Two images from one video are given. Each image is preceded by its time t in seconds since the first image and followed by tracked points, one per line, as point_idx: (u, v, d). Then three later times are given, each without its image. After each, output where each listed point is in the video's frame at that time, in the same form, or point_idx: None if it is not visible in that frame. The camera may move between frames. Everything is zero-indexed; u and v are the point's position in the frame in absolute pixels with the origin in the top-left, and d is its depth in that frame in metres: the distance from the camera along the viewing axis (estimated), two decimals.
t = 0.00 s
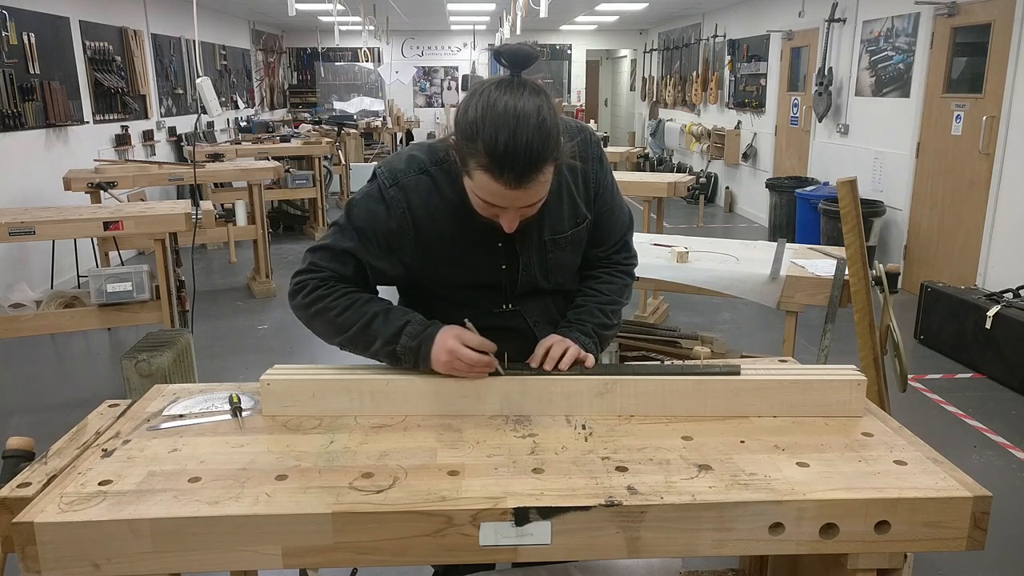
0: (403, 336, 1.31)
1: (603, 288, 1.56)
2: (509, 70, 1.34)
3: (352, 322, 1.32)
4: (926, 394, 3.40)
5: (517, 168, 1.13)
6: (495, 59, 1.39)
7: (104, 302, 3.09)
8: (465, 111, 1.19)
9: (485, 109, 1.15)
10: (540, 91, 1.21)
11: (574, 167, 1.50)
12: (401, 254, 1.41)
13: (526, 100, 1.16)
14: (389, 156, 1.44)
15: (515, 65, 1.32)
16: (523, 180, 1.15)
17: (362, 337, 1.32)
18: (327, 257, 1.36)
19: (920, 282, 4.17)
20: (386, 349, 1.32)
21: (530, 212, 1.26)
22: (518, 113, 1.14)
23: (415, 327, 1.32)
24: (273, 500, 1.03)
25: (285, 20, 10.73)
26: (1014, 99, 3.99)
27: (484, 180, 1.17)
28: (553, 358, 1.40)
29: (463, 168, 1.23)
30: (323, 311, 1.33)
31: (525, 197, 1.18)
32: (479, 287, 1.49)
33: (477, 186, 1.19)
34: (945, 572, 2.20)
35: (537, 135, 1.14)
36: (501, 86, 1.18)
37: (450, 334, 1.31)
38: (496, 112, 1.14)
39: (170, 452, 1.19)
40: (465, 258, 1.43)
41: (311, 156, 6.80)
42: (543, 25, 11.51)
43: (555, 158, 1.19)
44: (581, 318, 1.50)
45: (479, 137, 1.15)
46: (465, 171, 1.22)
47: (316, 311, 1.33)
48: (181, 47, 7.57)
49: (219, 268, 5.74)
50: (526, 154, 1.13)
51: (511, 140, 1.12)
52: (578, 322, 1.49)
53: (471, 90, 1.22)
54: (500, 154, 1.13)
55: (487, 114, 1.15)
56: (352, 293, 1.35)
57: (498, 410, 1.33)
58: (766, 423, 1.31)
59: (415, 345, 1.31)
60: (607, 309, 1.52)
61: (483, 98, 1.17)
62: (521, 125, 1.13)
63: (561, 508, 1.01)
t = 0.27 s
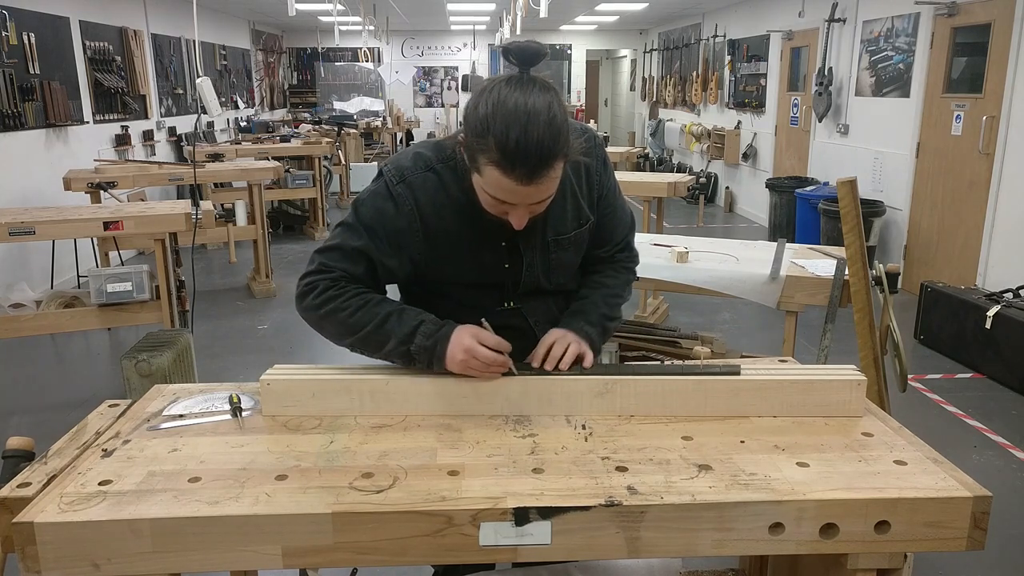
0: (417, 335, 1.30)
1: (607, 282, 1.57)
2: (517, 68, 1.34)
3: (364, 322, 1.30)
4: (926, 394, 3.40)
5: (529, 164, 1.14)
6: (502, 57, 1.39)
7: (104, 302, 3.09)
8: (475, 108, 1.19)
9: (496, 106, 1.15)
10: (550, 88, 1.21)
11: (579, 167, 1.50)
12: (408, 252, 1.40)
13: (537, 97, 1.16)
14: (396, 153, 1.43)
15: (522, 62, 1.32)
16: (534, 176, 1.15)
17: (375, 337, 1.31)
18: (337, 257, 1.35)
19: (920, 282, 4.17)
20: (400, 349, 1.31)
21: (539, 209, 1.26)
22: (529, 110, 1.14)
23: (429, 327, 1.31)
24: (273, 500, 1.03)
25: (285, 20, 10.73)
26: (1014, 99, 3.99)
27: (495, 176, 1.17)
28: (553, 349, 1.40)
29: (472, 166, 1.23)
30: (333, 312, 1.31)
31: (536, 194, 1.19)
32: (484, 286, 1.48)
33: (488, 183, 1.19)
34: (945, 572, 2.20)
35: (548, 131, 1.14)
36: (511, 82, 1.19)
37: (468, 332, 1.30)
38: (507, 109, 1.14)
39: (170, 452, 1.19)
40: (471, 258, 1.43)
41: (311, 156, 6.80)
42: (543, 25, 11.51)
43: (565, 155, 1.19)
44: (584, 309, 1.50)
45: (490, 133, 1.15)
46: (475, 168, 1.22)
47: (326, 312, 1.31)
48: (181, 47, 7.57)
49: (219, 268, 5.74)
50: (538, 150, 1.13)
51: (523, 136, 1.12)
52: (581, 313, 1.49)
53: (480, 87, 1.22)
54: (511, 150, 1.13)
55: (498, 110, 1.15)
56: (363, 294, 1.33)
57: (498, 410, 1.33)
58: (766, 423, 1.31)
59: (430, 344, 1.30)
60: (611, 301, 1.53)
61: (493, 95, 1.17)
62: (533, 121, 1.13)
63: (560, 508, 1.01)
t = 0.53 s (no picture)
0: (422, 336, 1.29)
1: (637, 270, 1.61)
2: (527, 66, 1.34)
3: (369, 322, 1.29)
4: (926, 394, 3.40)
5: (541, 162, 1.14)
6: (511, 56, 1.39)
7: (104, 302, 3.09)
8: (486, 106, 1.19)
9: (508, 103, 1.15)
10: (561, 85, 1.21)
11: (585, 167, 1.51)
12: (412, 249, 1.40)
13: (549, 96, 1.16)
14: (402, 151, 1.44)
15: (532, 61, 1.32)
16: (547, 174, 1.15)
17: (380, 337, 1.30)
18: (342, 255, 1.34)
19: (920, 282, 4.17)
20: (404, 349, 1.30)
21: (550, 207, 1.26)
22: (541, 108, 1.14)
23: (434, 328, 1.30)
24: (273, 500, 1.03)
25: (285, 20, 10.73)
26: (1015, 99, 3.99)
27: (507, 174, 1.17)
28: (632, 339, 1.42)
29: (482, 164, 1.23)
30: (338, 311, 1.30)
31: (548, 191, 1.19)
32: (488, 286, 1.48)
33: (499, 181, 1.19)
34: (945, 572, 2.20)
35: (561, 129, 1.14)
36: (521, 80, 1.18)
37: (473, 333, 1.30)
38: (519, 107, 1.14)
39: (170, 452, 1.19)
40: (476, 257, 1.43)
41: (311, 156, 6.81)
42: (543, 25, 11.50)
43: (576, 153, 1.20)
44: (637, 303, 1.53)
45: (503, 131, 1.14)
46: (486, 166, 1.22)
47: (330, 311, 1.30)
48: (181, 47, 7.57)
49: (219, 269, 5.74)
50: (551, 149, 1.13)
51: (536, 133, 1.12)
52: (636, 307, 1.52)
53: (490, 85, 1.22)
54: (524, 147, 1.13)
55: (510, 108, 1.15)
56: (367, 292, 1.33)
57: (499, 410, 1.33)
58: (766, 423, 1.31)
59: (435, 345, 1.29)
60: (650, 290, 1.57)
61: (505, 93, 1.17)
62: (545, 119, 1.13)
63: (561, 508, 1.01)
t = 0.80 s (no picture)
0: (455, 338, 1.27)
1: (643, 284, 1.61)
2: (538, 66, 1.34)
3: (398, 328, 1.28)
4: (926, 394, 3.40)
5: (557, 160, 1.14)
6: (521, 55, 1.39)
7: (104, 301, 3.09)
8: (499, 104, 1.19)
9: (522, 102, 1.15)
10: (574, 84, 1.21)
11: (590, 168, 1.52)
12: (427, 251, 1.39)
13: (563, 93, 1.16)
14: (412, 153, 1.44)
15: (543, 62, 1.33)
16: (562, 172, 1.15)
17: (410, 342, 1.28)
18: (365, 263, 1.33)
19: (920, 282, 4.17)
20: (437, 353, 1.28)
21: (562, 205, 1.26)
22: (555, 106, 1.14)
23: (466, 329, 1.28)
24: (273, 500, 1.03)
25: (285, 20, 10.73)
26: (1014, 99, 3.99)
27: (521, 172, 1.16)
28: (652, 345, 1.46)
29: (494, 162, 1.23)
30: (366, 319, 1.28)
31: (561, 190, 1.19)
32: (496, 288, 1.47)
33: (513, 179, 1.19)
34: (945, 572, 2.20)
35: (575, 126, 1.14)
36: (535, 79, 1.18)
37: (508, 332, 1.29)
38: (533, 105, 1.14)
39: (170, 452, 1.19)
40: (485, 256, 1.42)
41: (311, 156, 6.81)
42: (543, 25, 11.50)
43: (590, 151, 1.20)
44: (650, 319, 1.55)
45: (517, 129, 1.14)
46: (498, 164, 1.21)
47: (358, 321, 1.28)
48: (181, 47, 7.57)
49: (219, 268, 5.74)
50: (565, 146, 1.13)
51: (551, 132, 1.13)
52: (650, 324, 1.55)
53: (503, 84, 1.22)
54: (540, 146, 1.13)
55: (525, 107, 1.15)
56: (395, 299, 1.31)
57: (499, 410, 1.33)
58: (766, 423, 1.31)
59: (468, 347, 1.28)
60: (658, 305, 1.59)
61: (519, 92, 1.17)
62: (560, 116, 1.13)
63: (560, 508, 1.01)
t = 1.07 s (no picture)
0: (440, 333, 1.26)
1: (644, 292, 1.60)
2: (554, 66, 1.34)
3: (383, 315, 1.26)
4: (926, 393, 3.40)
5: (575, 161, 1.14)
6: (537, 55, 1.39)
7: (104, 301, 3.09)
8: (517, 104, 1.18)
9: (542, 102, 1.15)
10: (592, 86, 1.21)
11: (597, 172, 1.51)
12: (429, 243, 1.40)
13: (582, 94, 1.16)
14: (418, 147, 1.45)
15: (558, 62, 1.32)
16: (580, 173, 1.15)
17: (396, 331, 1.26)
18: (358, 246, 1.32)
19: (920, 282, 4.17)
20: (420, 345, 1.26)
21: (576, 206, 1.26)
22: (576, 108, 1.14)
23: (453, 324, 1.27)
24: (273, 500, 1.03)
25: (285, 20, 10.73)
26: (1015, 100, 3.99)
27: (539, 173, 1.16)
28: (651, 347, 1.47)
29: (509, 162, 1.22)
30: (352, 303, 1.27)
31: (578, 191, 1.19)
32: (501, 287, 1.47)
33: (529, 179, 1.19)
34: (945, 572, 2.20)
35: (595, 128, 1.14)
36: (554, 79, 1.18)
37: (498, 330, 1.28)
38: (554, 105, 1.14)
39: (170, 452, 1.19)
40: (487, 253, 1.42)
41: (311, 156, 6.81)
42: (543, 25, 11.50)
43: (606, 153, 1.20)
44: (649, 328, 1.55)
45: (537, 129, 1.14)
46: (513, 164, 1.21)
47: (344, 304, 1.27)
48: (181, 47, 7.57)
49: (219, 268, 5.74)
50: (585, 147, 1.14)
51: (571, 133, 1.13)
52: (649, 333, 1.54)
53: (521, 84, 1.22)
54: (559, 146, 1.13)
55: (545, 107, 1.14)
56: (383, 287, 1.29)
57: (498, 410, 1.33)
58: (767, 423, 1.31)
59: (453, 342, 1.26)
60: (659, 314, 1.59)
61: (538, 92, 1.17)
62: (580, 118, 1.13)
63: (561, 508, 1.01)
